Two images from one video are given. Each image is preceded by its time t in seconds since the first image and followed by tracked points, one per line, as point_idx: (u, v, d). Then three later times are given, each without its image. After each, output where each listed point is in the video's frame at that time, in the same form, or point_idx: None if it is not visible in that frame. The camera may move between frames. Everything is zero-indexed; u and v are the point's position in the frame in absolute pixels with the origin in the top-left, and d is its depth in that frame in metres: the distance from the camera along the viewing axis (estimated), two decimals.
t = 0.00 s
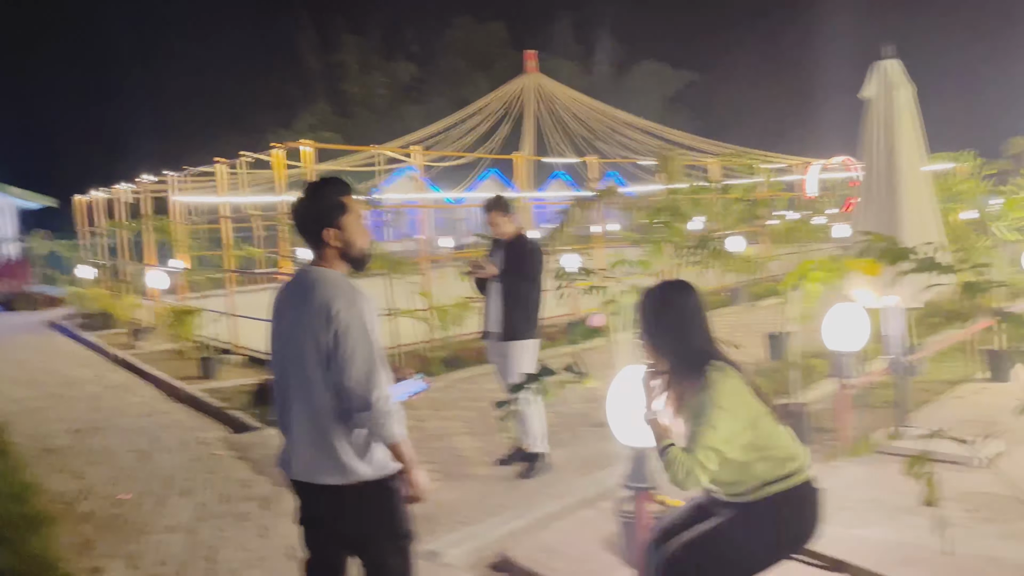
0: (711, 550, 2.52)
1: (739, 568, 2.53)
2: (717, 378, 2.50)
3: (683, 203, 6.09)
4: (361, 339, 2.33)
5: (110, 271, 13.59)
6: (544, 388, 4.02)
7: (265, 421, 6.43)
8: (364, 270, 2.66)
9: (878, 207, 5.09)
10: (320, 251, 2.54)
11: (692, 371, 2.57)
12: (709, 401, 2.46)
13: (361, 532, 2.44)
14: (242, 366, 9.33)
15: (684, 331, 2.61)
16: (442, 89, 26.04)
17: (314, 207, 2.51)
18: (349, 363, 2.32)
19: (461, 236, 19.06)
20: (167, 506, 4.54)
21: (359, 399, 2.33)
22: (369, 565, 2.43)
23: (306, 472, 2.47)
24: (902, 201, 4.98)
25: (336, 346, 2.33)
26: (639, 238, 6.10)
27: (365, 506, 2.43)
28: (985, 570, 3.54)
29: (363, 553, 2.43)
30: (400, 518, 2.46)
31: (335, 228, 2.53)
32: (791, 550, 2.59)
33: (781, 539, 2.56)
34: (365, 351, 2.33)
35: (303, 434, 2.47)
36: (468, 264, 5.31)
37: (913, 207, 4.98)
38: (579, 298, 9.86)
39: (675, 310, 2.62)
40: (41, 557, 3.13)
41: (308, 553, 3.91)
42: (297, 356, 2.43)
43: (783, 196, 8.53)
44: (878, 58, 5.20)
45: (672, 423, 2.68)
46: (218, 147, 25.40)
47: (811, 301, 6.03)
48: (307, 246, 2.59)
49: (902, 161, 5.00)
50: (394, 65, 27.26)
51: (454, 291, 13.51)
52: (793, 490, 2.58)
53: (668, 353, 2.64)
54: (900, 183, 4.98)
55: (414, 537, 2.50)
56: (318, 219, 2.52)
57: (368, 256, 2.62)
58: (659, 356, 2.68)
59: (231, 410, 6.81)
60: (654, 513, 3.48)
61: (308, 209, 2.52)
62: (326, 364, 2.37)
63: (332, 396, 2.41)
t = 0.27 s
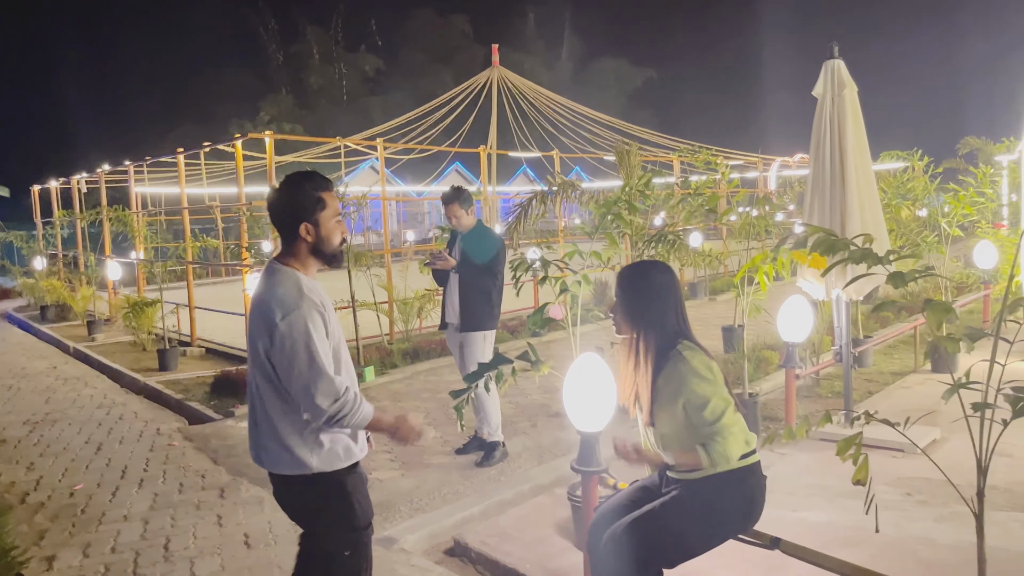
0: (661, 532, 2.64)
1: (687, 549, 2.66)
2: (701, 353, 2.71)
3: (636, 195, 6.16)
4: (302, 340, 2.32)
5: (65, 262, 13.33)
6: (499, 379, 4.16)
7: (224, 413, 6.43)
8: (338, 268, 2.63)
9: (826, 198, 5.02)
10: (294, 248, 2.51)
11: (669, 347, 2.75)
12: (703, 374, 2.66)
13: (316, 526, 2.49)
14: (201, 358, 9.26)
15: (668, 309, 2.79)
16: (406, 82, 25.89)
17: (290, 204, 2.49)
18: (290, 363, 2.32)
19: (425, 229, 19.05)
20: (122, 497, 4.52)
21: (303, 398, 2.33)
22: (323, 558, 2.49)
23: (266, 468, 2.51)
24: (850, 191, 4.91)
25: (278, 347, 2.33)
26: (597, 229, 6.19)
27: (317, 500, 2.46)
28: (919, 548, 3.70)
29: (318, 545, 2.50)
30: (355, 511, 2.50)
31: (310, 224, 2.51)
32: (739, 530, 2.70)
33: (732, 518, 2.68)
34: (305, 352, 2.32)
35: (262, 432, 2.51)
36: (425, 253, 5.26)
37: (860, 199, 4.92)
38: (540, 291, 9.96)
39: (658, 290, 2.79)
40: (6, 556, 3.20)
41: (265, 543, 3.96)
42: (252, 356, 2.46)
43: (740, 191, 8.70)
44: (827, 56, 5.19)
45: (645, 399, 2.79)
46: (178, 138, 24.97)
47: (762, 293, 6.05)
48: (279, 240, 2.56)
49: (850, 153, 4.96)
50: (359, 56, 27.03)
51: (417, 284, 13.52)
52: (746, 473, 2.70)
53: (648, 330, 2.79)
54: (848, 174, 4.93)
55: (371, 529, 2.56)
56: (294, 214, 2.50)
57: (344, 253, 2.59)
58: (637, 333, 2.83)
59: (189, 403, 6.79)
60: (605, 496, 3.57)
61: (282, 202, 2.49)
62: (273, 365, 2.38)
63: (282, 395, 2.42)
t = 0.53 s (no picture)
0: (640, 527, 2.68)
1: (667, 546, 2.69)
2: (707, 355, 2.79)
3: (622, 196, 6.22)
4: (309, 333, 2.36)
5: (53, 260, 13.29)
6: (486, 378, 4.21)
7: (213, 412, 6.47)
8: (349, 270, 2.65)
9: (809, 200, 5.09)
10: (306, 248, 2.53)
11: (674, 346, 2.81)
12: (712, 377, 2.73)
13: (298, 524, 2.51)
14: (189, 356, 9.27)
15: (674, 309, 2.85)
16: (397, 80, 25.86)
17: (305, 204, 2.52)
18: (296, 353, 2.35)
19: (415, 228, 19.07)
20: (110, 496, 4.54)
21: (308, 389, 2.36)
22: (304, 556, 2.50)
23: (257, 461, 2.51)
24: (834, 192, 4.97)
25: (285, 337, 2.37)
26: (583, 229, 6.24)
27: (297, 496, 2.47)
28: (897, 545, 3.77)
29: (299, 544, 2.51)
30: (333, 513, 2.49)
31: (324, 225, 2.54)
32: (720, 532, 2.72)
33: (715, 519, 2.70)
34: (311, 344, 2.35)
35: (254, 423, 2.51)
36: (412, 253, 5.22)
37: (843, 201, 4.98)
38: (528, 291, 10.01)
39: (661, 289, 2.84)
40: None
41: (252, 540, 3.99)
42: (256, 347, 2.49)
43: (727, 192, 8.77)
44: (810, 60, 5.23)
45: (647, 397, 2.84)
46: (167, 135, 24.88)
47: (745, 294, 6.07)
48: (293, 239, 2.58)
49: (833, 155, 5.01)
50: (349, 54, 26.98)
51: (406, 282, 13.54)
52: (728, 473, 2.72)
53: (654, 329, 2.85)
54: (832, 176, 4.98)
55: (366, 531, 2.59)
56: (307, 215, 2.52)
57: (355, 255, 2.61)
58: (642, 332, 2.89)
59: (177, 401, 6.82)
60: (586, 493, 3.63)
61: (298, 203, 2.52)
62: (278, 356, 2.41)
63: (283, 387, 2.44)
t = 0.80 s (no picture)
0: (620, 522, 2.71)
1: (647, 541, 2.73)
2: (704, 355, 2.83)
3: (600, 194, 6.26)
4: (313, 335, 2.36)
5: (28, 256, 13.13)
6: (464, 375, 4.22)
7: (190, 410, 6.44)
8: (339, 270, 2.66)
9: (785, 198, 5.14)
10: (300, 247, 2.53)
11: (671, 343, 2.85)
12: (708, 378, 2.78)
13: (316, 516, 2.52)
14: (167, 354, 9.20)
15: (674, 307, 2.88)
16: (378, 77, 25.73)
17: (298, 203, 2.53)
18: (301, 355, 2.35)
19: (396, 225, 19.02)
20: (86, 494, 4.52)
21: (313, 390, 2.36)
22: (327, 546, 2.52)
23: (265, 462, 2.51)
24: (809, 191, 5.02)
25: (289, 338, 2.36)
26: (563, 227, 6.27)
27: (317, 487, 2.48)
28: (870, 539, 3.84)
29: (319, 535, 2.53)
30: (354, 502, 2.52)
31: (316, 224, 2.55)
32: (698, 528, 2.76)
33: (693, 514, 2.73)
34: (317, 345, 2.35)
35: (260, 426, 2.51)
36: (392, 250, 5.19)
37: (818, 199, 5.04)
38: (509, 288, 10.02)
39: (660, 287, 2.87)
40: None
41: (230, 537, 3.98)
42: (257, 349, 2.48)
43: (706, 190, 8.83)
44: (787, 59, 5.29)
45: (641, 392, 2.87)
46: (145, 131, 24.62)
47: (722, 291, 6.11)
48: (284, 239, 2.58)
49: (809, 153, 5.07)
50: (330, 50, 26.82)
51: (387, 279, 13.52)
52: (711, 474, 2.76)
53: (652, 325, 2.88)
54: (808, 176, 5.04)
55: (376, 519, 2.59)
56: (301, 215, 2.53)
57: (347, 255, 2.63)
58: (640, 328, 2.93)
59: (154, 399, 6.77)
60: (565, 488, 3.66)
61: (291, 202, 2.53)
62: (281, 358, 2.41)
63: (287, 389, 2.44)
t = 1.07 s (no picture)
0: (601, 513, 2.73)
1: (626, 531, 2.75)
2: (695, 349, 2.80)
3: (579, 186, 6.28)
4: (310, 325, 2.35)
5: None
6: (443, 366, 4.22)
7: (167, 402, 6.40)
8: (331, 251, 2.66)
9: (763, 189, 5.18)
10: (295, 231, 2.52)
11: (664, 334, 2.82)
12: (698, 373, 2.76)
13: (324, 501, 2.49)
14: (143, 346, 9.12)
15: (669, 296, 2.84)
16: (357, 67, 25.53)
17: (289, 186, 2.50)
18: (305, 343, 2.34)
19: (375, 216, 18.94)
20: (61, 488, 4.51)
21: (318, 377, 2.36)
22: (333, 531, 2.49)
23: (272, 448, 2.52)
24: (787, 182, 5.07)
25: (292, 327, 2.35)
26: (543, 218, 6.28)
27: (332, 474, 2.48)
28: (844, 526, 3.90)
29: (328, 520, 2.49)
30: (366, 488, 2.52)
31: (309, 207, 2.53)
32: (675, 515, 2.78)
33: (670, 504, 2.76)
34: (320, 332, 2.35)
35: (267, 414, 2.52)
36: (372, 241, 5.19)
37: (796, 191, 5.09)
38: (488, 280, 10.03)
39: (656, 274, 2.83)
40: None
41: (209, 529, 3.97)
42: (258, 336, 2.46)
43: (686, 182, 8.88)
44: (765, 52, 5.32)
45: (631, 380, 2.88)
46: (119, 121, 24.30)
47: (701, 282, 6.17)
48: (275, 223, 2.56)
49: (786, 146, 5.11)
50: (308, 40, 26.52)
51: (366, 271, 13.46)
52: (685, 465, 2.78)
53: (646, 315, 2.85)
54: (785, 168, 5.08)
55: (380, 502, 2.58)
56: (293, 198, 2.50)
57: (339, 235, 2.63)
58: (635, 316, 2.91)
59: (130, 391, 6.72)
60: (544, 477, 3.68)
61: (282, 185, 2.50)
62: (284, 345, 2.40)
63: (292, 378, 2.44)
